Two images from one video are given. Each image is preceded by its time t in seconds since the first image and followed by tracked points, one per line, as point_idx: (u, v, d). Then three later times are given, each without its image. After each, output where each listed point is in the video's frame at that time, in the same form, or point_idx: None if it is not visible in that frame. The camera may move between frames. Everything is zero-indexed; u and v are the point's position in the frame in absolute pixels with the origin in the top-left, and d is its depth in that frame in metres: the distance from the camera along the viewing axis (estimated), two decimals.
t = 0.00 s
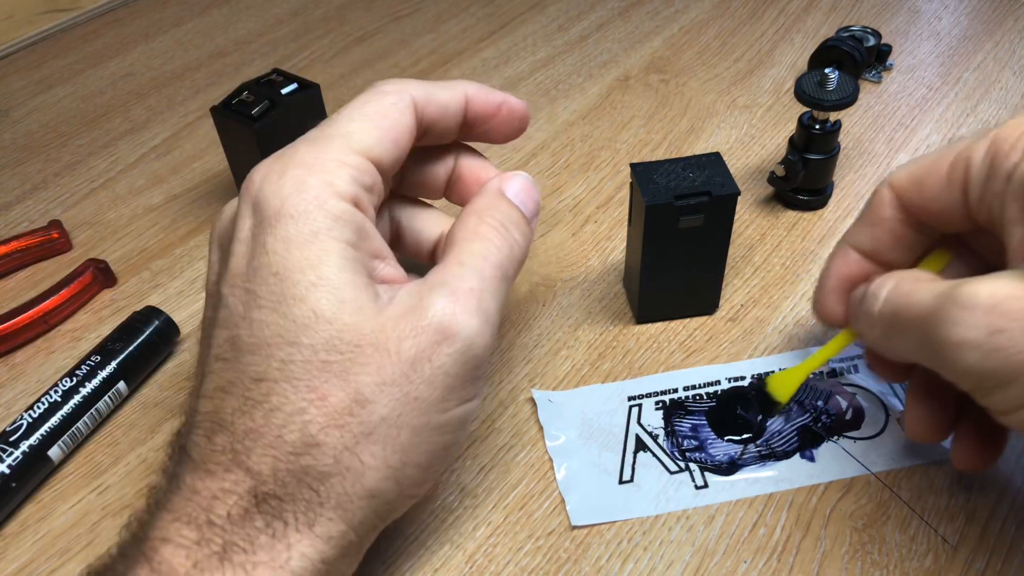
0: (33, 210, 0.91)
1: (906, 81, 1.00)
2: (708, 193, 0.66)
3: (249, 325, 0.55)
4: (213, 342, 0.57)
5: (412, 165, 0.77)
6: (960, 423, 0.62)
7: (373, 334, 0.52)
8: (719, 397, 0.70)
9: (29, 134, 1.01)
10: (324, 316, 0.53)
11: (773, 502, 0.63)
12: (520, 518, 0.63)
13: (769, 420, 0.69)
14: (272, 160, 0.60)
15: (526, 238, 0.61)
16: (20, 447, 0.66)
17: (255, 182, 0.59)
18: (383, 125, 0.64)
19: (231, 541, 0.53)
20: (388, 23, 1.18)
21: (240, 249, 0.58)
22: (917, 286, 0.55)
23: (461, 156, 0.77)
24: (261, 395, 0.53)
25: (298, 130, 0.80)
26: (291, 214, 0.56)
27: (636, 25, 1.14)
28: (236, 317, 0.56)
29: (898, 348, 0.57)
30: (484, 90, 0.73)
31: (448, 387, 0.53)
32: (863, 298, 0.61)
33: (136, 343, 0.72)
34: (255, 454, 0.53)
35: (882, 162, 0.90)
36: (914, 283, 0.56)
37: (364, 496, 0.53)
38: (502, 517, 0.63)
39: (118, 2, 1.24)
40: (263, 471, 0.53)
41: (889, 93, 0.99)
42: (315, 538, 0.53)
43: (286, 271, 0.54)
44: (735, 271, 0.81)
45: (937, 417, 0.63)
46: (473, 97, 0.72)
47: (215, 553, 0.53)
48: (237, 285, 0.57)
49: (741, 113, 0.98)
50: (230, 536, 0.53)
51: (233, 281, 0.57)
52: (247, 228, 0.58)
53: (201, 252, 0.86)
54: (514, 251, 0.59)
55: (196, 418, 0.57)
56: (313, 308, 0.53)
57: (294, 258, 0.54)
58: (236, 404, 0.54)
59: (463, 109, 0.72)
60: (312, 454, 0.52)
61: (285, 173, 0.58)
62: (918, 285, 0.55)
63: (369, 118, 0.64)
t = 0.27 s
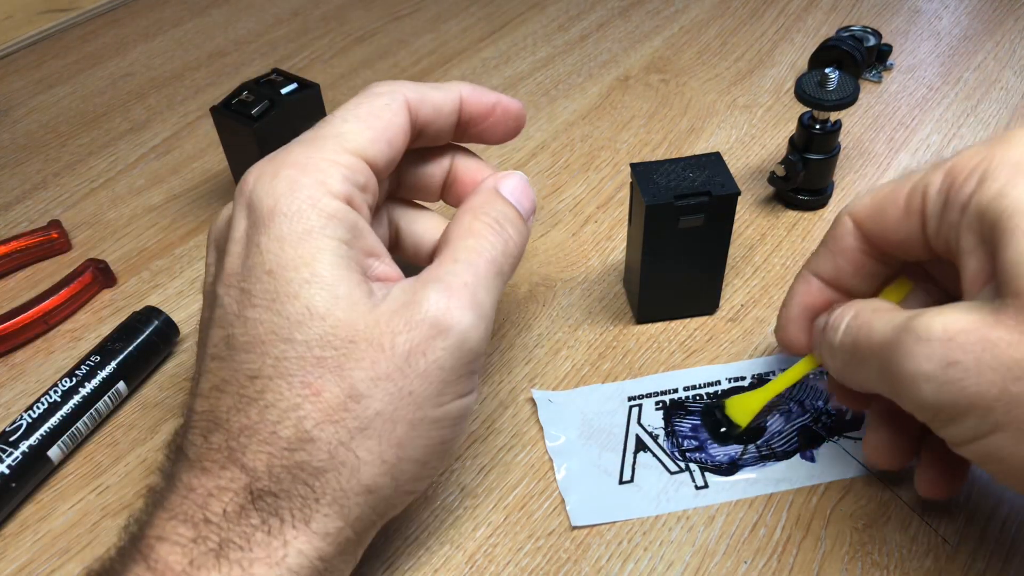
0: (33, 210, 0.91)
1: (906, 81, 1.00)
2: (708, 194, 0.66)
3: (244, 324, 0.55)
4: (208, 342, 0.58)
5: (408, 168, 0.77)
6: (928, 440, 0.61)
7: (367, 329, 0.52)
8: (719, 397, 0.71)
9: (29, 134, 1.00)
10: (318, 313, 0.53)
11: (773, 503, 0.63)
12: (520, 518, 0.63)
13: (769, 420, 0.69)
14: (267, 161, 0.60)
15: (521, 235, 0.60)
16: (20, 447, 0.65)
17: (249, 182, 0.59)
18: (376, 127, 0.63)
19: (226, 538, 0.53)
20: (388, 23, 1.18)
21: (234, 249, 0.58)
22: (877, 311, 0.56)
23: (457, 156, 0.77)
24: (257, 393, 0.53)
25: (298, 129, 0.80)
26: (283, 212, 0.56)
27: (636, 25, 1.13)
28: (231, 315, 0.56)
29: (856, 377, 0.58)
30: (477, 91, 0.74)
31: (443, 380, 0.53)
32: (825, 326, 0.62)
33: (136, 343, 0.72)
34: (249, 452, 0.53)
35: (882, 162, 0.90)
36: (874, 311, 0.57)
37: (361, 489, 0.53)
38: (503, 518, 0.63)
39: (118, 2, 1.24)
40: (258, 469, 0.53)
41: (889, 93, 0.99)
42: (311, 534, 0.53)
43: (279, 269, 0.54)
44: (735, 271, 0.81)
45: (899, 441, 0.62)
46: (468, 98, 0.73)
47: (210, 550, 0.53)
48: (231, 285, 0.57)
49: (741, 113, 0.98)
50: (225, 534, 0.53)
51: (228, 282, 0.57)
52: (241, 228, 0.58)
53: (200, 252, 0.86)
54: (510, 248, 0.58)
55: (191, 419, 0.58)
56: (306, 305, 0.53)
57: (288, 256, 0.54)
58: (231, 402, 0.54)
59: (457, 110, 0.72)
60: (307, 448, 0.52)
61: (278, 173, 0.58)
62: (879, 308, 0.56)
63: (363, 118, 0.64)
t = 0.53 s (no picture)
0: (33, 210, 0.91)
1: (906, 81, 1.00)
2: (708, 194, 0.66)
3: (236, 321, 0.55)
4: (201, 340, 0.58)
5: (398, 168, 0.77)
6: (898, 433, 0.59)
7: (357, 323, 0.52)
8: (719, 398, 0.70)
9: (28, 134, 1.00)
10: (308, 308, 0.53)
11: (773, 503, 0.63)
12: (520, 518, 0.63)
13: (769, 421, 0.69)
14: (257, 160, 0.60)
15: (511, 227, 0.60)
16: (20, 447, 0.65)
17: (240, 181, 0.59)
18: (365, 125, 0.64)
19: (221, 534, 0.53)
20: (388, 23, 1.18)
21: (225, 248, 0.58)
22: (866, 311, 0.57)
23: (447, 155, 0.77)
24: (249, 389, 0.53)
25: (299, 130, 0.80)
26: (273, 209, 0.56)
27: (636, 25, 1.13)
28: (224, 313, 0.56)
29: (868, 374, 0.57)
30: (467, 90, 0.74)
31: (434, 372, 0.53)
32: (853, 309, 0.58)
33: (136, 343, 0.72)
34: (242, 447, 0.53)
35: (882, 162, 0.90)
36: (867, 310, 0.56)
37: (355, 482, 0.53)
38: (503, 518, 0.63)
39: (118, 2, 1.24)
40: (252, 464, 0.53)
41: (889, 93, 0.99)
42: (306, 528, 0.53)
43: (270, 266, 0.54)
44: (735, 271, 0.81)
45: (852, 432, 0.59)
46: (456, 97, 0.73)
47: (204, 546, 0.53)
48: (223, 283, 0.57)
49: (741, 113, 0.98)
50: (219, 529, 0.53)
51: (220, 281, 0.58)
52: (232, 227, 0.58)
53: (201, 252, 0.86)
54: (499, 241, 0.58)
55: (185, 417, 0.58)
56: (296, 300, 0.53)
57: (278, 253, 0.55)
58: (224, 399, 0.54)
59: (446, 109, 0.72)
60: (300, 442, 0.52)
61: (268, 171, 0.58)
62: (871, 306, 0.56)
63: (352, 117, 0.64)
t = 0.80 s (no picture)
0: (33, 210, 0.91)
1: (906, 81, 1.00)
2: (708, 194, 0.66)
3: (236, 321, 0.55)
4: (201, 341, 0.58)
5: (398, 168, 0.77)
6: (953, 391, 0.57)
7: (357, 322, 0.52)
8: (719, 397, 0.71)
9: (28, 134, 1.00)
10: (307, 307, 0.53)
11: (773, 503, 0.63)
12: (520, 518, 0.63)
13: (769, 421, 0.69)
14: (256, 160, 0.60)
15: (507, 226, 0.60)
16: (20, 447, 0.65)
17: (239, 182, 0.59)
18: (364, 125, 0.64)
19: (221, 534, 0.53)
20: (388, 23, 1.18)
21: (225, 249, 0.58)
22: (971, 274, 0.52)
23: (446, 156, 0.77)
24: (249, 389, 0.53)
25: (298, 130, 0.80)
26: (272, 209, 0.56)
27: (636, 25, 1.13)
28: (224, 313, 0.56)
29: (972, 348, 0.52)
30: (467, 90, 0.74)
31: (433, 371, 0.53)
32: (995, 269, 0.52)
33: (135, 343, 0.72)
34: (243, 447, 0.53)
35: (882, 162, 0.90)
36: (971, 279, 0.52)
37: (356, 482, 0.53)
38: (503, 518, 0.63)
39: (118, 2, 1.24)
40: (252, 464, 0.53)
41: (889, 93, 0.99)
42: (306, 528, 0.53)
43: (269, 266, 0.54)
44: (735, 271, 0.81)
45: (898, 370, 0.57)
46: (456, 97, 0.73)
47: (205, 546, 0.53)
48: (223, 283, 0.57)
49: (741, 113, 0.98)
50: (220, 529, 0.53)
51: (219, 281, 0.57)
52: (232, 227, 0.58)
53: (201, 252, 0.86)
54: (495, 239, 0.58)
55: (185, 417, 0.58)
56: (296, 300, 0.53)
57: (277, 253, 0.54)
58: (224, 399, 0.54)
59: (446, 109, 0.72)
60: (300, 442, 0.52)
61: (267, 171, 0.58)
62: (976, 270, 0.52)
63: (351, 117, 0.64)
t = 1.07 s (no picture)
0: (33, 210, 0.91)
1: (906, 81, 1.00)
2: (708, 194, 0.66)
3: (237, 320, 0.55)
4: (202, 340, 0.58)
5: (399, 169, 0.77)
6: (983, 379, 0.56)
7: (358, 322, 0.52)
8: (718, 397, 0.71)
9: (29, 134, 1.00)
10: (308, 307, 0.53)
11: (773, 502, 0.63)
12: (520, 518, 0.63)
13: (769, 420, 0.69)
14: (258, 159, 0.60)
15: (508, 226, 0.60)
16: (20, 447, 0.65)
17: (240, 181, 0.59)
18: (366, 125, 0.64)
19: (222, 533, 0.53)
20: (387, 23, 1.18)
21: (226, 248, 0.58)
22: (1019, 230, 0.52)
23: (448, 157, 0.77)
24: (250, 388, 0.53)
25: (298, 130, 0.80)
26: (273, 209, 0.56)
27: (636, 25, 1.13)
28: (225, 313, 0.56)
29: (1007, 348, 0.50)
30: (468, 91, 0.74)
31: (434, 370, 0.53)
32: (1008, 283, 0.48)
33: (136, 343, 0.72)
34: (243, 447, 0.53)
35: (882, 162, 0.90)
36: None
37: (356, 481, 0.53)
38: (503, 518, 0.63)
39: (118, 2, 1.24)
40: (252, 464, 0.53)
41: (889, 92, 0.99)
42: (307, 528, 0.53)
43: (271, 266, 0.54)
44: (735, 271, 0.81)
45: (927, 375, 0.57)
46: (458, 97, 0.73)
47: (206, 546, 0.52)
48: (224, 283, 0.57)
49: (741, 113, 0.98)
50: (220, 529, 0.53)
51: (220, 280, 0.57)
52: (233, 226, 0.58)
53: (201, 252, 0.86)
54: (497, 239, 0.58)
55: (186, 417, 0.58)
56: (297, 299, 0.53)
57: (278, 252, 0.54)
58: (225, 398, 0.54)
59: (448, 109, 0.72)
60: (301, 441, 0.52)
61: (269, 170, 0.58)
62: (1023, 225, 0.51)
63: (353, 117, 0.64)
